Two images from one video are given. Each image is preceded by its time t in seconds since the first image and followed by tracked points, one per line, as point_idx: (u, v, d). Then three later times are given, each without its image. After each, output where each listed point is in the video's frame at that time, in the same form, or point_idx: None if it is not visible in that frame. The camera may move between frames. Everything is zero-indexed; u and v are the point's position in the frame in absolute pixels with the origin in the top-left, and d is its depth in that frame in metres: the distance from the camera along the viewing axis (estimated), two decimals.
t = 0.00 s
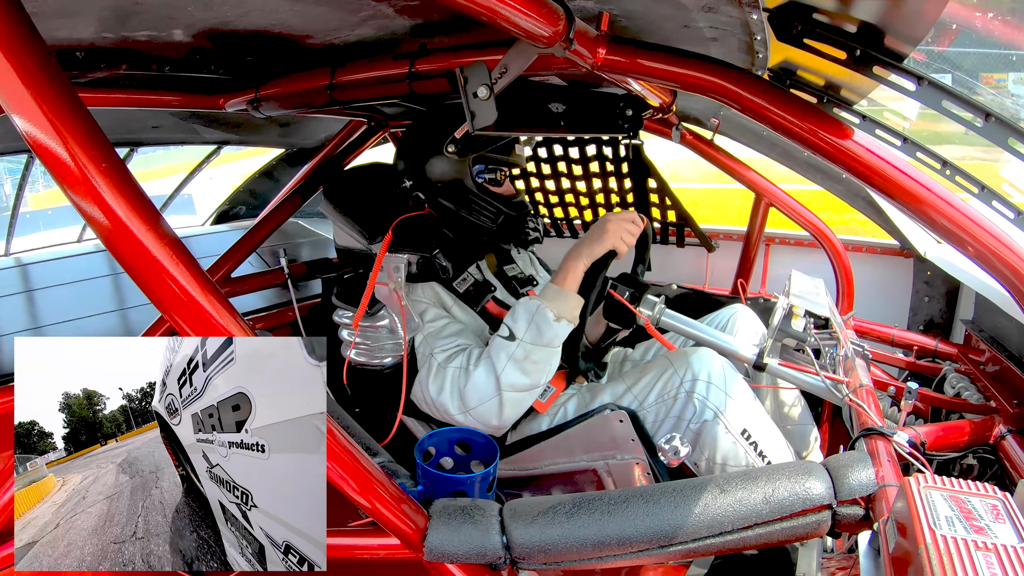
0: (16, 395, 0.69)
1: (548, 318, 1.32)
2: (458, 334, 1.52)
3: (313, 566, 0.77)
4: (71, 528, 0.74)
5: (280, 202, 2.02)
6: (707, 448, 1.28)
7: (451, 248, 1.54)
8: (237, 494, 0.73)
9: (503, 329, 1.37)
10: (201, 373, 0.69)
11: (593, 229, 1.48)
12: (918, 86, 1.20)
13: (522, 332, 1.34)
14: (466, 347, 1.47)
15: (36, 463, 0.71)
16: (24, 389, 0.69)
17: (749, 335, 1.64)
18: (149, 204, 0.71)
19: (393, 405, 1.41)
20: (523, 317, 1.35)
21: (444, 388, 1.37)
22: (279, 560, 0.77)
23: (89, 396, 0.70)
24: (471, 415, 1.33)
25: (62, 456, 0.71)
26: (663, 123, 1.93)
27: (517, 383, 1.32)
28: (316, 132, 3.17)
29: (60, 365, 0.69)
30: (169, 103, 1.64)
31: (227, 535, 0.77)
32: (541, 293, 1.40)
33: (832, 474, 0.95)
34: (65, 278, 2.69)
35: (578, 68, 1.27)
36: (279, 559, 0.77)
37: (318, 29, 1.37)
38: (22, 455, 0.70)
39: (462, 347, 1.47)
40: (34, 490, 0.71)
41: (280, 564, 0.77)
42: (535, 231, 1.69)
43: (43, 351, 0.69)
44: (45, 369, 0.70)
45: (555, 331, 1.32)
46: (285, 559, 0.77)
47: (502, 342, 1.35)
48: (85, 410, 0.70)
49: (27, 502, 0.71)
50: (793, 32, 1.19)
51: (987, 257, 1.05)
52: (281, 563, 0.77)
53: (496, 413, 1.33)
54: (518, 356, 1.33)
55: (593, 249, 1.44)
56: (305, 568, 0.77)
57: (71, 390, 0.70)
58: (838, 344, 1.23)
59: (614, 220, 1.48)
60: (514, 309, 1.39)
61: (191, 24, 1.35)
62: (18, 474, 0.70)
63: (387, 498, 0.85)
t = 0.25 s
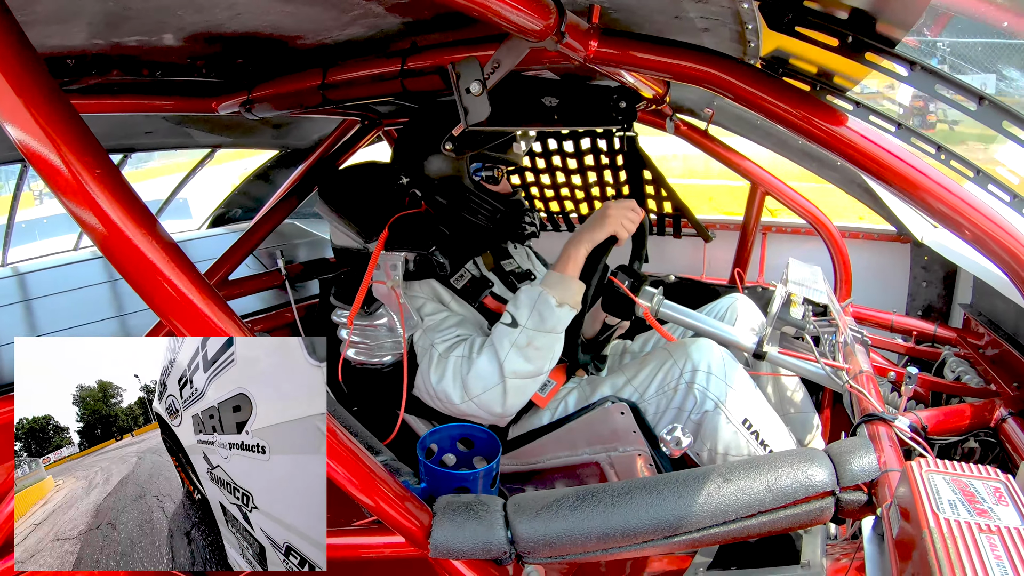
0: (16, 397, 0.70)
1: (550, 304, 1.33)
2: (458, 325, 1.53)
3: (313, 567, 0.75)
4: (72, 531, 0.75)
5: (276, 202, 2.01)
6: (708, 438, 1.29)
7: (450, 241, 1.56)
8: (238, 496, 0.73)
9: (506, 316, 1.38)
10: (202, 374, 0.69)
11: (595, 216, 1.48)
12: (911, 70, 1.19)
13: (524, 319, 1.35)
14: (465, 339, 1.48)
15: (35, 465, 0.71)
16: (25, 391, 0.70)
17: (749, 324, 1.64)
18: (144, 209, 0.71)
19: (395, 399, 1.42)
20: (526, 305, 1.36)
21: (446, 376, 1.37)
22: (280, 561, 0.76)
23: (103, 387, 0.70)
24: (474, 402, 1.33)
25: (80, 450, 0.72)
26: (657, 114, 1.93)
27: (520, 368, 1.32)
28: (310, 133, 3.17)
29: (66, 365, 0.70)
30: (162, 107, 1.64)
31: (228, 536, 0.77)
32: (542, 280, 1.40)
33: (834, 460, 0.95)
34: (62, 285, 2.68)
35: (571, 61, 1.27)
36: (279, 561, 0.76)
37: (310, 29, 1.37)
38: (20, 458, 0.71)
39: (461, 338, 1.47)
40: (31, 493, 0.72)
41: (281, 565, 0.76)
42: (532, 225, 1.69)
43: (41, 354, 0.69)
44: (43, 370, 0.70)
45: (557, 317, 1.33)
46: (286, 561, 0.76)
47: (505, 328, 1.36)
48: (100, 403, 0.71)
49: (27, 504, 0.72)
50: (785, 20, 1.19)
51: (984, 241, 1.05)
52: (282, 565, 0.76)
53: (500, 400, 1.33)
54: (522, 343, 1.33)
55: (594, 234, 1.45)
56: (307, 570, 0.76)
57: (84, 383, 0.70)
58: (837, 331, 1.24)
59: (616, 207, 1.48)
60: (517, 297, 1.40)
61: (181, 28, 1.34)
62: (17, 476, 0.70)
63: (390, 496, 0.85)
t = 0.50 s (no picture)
0: (21, 394, 0.70)
1: (549, 307, 1.33)
2: (460, 327, 1.52)
3: (315, 565, 0.75)
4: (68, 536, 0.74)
5: (276, 204, 2.01)
6: (707, 435, 1.30)
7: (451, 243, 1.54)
8: (238, 494, 0.73)
9: (506, 320, 1.38)
10: (202, 373, 0.69)
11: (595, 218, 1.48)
12: (914, 70, 1.20)
13: (524, 322, 1.35)
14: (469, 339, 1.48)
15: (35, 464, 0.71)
16: (26, 390, 0.70)
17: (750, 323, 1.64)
18: (145, 209, 0.71)
19: (395, 396, 1.43)
20: (526, 309, 1.36)
21: (448, 378, 1.38)
22: (282, 559, 0.76)
23: (118, 378, 0.70)
24: (474, 406, 1.33)
25: (94, 444, 0.72)
26: (659, 112, 1.93)
27: (521, 372, 1.32)
28: (312, 131, 3.17)
29: (77, 360, 0.70)
30: (163, 107, 1.64)
31: (229, 534, 0.77)
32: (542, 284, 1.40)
33: (834, 460, 0.95)
34: (65, 284, 2.69)
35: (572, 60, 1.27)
36: (281, 559, 0.76)
37: (311, 28, 1.37)
38: (21, 458, 0.71)
39: (463, 338, 1.48)
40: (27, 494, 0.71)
41: (283, 563, 0.76)
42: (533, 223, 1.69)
43: (40, 355, 0.69)
44: (44, 369, 0.70)
45: (557, 320, 1.33)
46: (288, 559, 0.76)
47: (505, 332, 1.36)
48: (114, 394, 0.71)
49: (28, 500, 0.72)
50: (786, 18, 1.19)
51: (986, 241, 1.05)
52: (284, 563, 0.76)
53: (500, 404, 1.34)
54: (522, 346, 1.33)
55: (594, 236, 1.45)
56: (309, 567, 0.76)
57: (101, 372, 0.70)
58: (839, 330, 1.24)
59: (615, 206, 1.48)
60: (516, 300, 1.40)
61: (182, 27, 1.34)
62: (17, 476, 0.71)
63: (391, 496, 0.85)
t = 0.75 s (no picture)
0: (35, 386, 0.70)
1: (555, 304, 1.33)
2: (463, 325, 1.51)
3: (314, 565, 0.75)
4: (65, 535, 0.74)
5: (276, 208, 2.00)
6: (711, 439, 1.31)
7: (453, 243, 1.55)
8: (237, 494, 0.73)
9: (512, 316, 1.38)
10: (202, 373, 0.69)
11: (601, 217, 1.49)
12: (919, 70, 1.20)
13: (530, 319, 1.35)
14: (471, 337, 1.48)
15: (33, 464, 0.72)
16: (32, 384, 0.70)
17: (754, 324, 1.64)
18: (151, 205, 0.71)
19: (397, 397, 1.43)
20: (532, 304, 1.36)
21: (450, 375, 1.38)
22: (281, 559, 0.76)
23: (135, 366, 0.70)
24: (478, 402, 1.34)
25: (107, 438, 0.73)
26: (663, 113, 1.93)
27: (526, 369, 1.32)
28: (316, 131, 3.17)
29: (89, 354, 0.70)
30: (168, 105, 1.64)
31: (229, 535, 0.77)
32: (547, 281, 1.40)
33: (837, 462, 0.95)
34: (69, 282, 2.70)
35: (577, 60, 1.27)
36: (280, 559, 0.75)
37: (316, 27, 1.37)
38: (19, 458, 0.72)
39: (465, 335, 1.47)
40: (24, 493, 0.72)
41: (282, 564, 0.75)
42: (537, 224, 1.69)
43: (41, 356, 0.69)
44: (45, 367, 0.70)
45: (562, 317, 1.32)
46: (287, 559, 0.75)
47: (510, 328, 1.36)
48: (130, 383, 0.71)
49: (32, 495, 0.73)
50: (791, 19, 1.19)
51: (990, 243, 1.04)
52: (283, 563, 0.75)
53: (504, 399, 1.34)
54: (526, 343, 1.33)
55: (599, 234, 1.46)
56: (308, 568, 0.76)
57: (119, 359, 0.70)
58: (842, 333, 1.23)
59: (621, 207, 1.49)
60: (522, 296, 1.40)
61: (188, 25, 1.35)
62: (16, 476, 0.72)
63: (395, 496, 0.85)
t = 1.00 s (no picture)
0: (48, 377, 0.70)
1: (555, 308, 1.33)
2: (463, 329, 1.53)
3: (314, 564, 0.75)
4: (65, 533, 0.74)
5: (275, 214, 2.00)
6: (711, 447, 1.31)
7: (455, 249, 1.55)
8: (238, 494, 0.73)
9: (511, 321, 1.38)
10: (202, 373, 0.70)
11: (603, 221, 1.49)
12: (919, 78, 1.20)
13: (530, 324, 1.35)
14: (471, 342, 1.48)
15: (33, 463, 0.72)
16: (42, 377, 0.70)
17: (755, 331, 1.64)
18: (152, 208, 0.71)
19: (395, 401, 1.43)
20: (532, 309, 1.36)
21: (450, 379, 1.38)
22: (281, 559, 0.76)
23: (151, 353, 0.70)
24: (478, 406, 1.33)
25: (120, 433, 0.73)
26: (665, 119, 1.93)
27: (526, 373, 1.32)
28: (318, 134, 3.18)
29: (95, 350, 0.69)
30: (170, 108, 1.64)
31: (230, 535, 0.77)
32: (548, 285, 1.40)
33: (837, 470, 0.95)
34: (69, 283, 2.70)
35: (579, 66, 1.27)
36: (280, 559, 0.76)
37: (319, 31, 1.37)
38: (22, 457, 0.72)
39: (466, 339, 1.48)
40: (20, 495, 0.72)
41: (282, 563, 0.76)
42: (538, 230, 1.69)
43: (41, 356, 0.69)
44: (48, 368, 0.70)
45: (562, 322, 1.33)
46: (287, 558, 0.75)
47: (510, 333, 1.36)
48: (146, 371, 0.71)
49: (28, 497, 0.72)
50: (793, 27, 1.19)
51: (991, 250, 1.04)
52: (284, 562, 0.75)
53: (504, 404, 1.33)
54: (527, 347, 1.33)
55: (601, 239, 1.46)
56: (308, 567, 0.76)
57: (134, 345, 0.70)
58: (843, 339, 1.21)
59: (623, 211, 1.50)
60: (523, 300, 1.41)
61: (190, 28, 1.35)
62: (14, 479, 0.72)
63: (394, 502, 0.85)
